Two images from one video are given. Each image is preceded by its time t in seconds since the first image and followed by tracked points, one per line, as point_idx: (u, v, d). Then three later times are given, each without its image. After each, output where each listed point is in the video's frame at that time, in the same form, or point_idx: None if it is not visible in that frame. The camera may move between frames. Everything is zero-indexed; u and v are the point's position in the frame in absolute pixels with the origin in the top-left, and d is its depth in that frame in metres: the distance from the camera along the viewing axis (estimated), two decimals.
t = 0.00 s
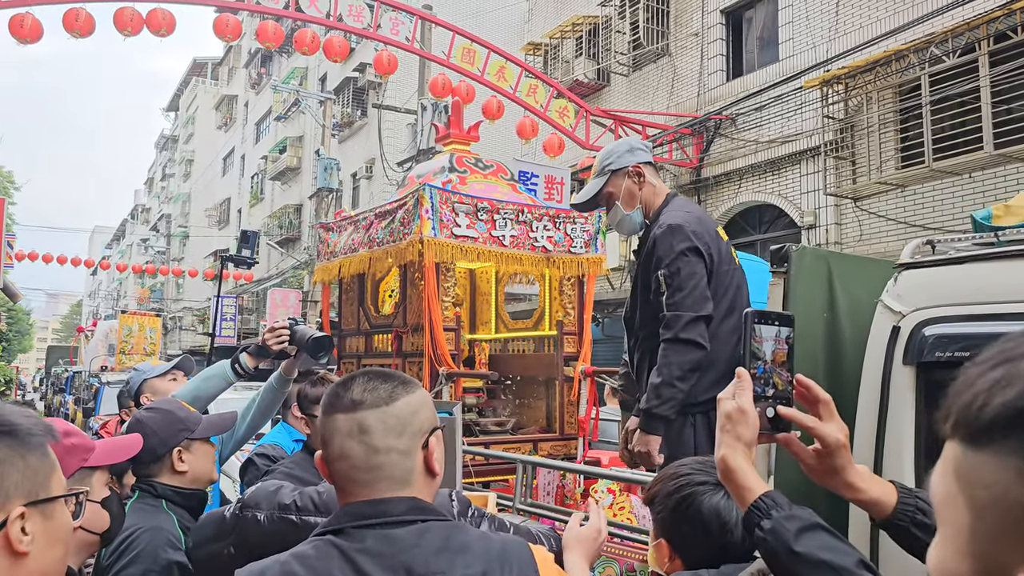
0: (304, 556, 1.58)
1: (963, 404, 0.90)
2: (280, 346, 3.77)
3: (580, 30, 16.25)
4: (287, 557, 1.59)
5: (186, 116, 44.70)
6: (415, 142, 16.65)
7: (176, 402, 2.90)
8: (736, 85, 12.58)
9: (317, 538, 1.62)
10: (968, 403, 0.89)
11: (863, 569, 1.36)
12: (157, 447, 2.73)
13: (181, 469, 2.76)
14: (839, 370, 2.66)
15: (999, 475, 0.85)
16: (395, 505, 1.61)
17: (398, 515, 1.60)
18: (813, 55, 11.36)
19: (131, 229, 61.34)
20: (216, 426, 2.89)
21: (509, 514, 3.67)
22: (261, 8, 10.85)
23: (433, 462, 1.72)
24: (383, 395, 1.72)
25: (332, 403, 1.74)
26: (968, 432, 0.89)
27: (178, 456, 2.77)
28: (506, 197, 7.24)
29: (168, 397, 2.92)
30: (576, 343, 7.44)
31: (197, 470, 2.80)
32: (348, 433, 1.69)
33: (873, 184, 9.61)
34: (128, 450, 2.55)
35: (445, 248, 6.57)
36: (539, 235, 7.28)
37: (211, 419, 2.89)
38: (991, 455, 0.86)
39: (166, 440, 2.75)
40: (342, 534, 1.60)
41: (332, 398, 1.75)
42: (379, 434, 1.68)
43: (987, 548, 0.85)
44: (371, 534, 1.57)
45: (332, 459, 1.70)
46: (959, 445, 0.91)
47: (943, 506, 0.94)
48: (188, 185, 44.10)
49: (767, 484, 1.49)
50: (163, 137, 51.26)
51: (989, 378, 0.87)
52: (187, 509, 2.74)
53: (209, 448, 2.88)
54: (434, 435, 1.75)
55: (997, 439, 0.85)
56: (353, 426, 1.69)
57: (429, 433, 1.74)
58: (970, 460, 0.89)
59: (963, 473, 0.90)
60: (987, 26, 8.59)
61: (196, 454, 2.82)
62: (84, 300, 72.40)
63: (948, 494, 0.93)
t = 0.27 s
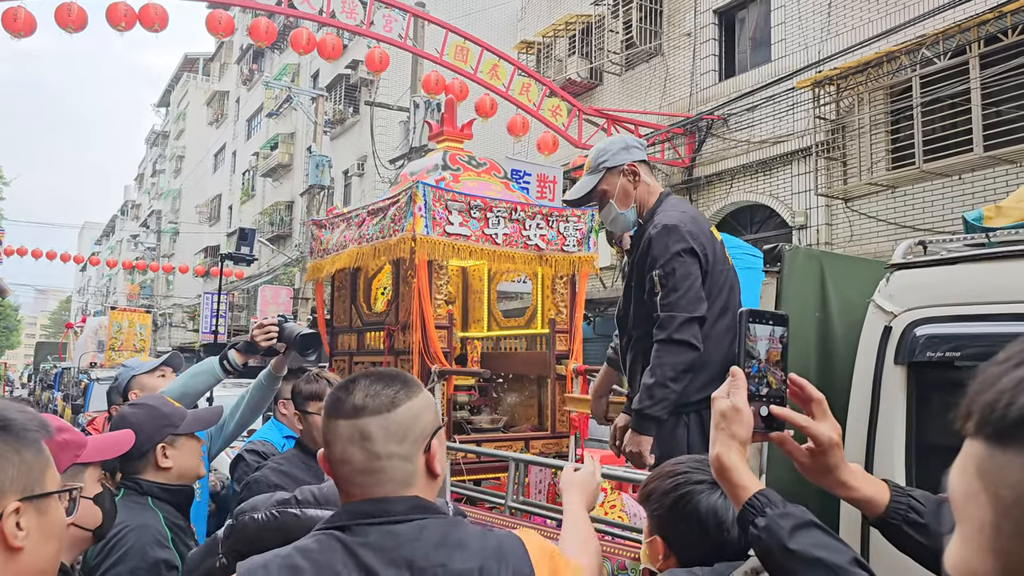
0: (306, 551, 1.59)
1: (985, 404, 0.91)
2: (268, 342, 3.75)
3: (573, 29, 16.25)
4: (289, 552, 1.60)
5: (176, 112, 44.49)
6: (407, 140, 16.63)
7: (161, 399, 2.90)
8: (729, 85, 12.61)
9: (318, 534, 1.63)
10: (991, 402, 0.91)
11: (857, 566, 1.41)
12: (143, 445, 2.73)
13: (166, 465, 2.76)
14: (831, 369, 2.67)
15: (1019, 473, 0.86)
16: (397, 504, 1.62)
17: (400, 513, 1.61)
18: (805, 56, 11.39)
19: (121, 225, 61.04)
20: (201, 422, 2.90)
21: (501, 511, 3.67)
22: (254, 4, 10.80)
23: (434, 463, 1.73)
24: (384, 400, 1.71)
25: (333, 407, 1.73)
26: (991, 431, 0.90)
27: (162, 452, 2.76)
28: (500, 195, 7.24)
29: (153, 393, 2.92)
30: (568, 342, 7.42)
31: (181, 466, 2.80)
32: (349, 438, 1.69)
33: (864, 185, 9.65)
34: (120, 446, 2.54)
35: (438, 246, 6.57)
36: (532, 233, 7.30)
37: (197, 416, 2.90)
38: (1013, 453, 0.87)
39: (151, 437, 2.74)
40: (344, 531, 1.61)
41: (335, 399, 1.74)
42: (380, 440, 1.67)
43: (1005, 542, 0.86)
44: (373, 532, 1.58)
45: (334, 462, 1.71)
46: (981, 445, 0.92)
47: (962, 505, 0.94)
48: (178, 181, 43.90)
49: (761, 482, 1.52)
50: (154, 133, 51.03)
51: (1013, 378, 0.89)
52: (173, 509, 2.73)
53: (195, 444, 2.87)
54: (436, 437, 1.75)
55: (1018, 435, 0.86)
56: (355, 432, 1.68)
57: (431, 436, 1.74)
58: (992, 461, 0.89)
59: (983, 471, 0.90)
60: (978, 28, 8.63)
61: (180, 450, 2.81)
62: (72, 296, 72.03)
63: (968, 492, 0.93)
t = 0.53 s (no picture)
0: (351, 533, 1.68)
1: (988, 404, 0.94)
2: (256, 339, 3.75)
3: (567, 26, 16.24)
4: (334, 535, 1.70)
5: (168, 106, 44.27)
6: (400, 136, 16.59)
7: (151, 396, 2.88)
8: (722, 83, 12.64)
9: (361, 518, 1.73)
10: (993, 402, 0.93)
11: (849, 564, 1.42)
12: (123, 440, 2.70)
13: (143, 464, 2.73)
14: (823, 368, 2.68)
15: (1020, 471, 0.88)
16: (436, 497, 1.72)
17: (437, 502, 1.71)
18: (798, 55, 11.42)
19: (111, 219, 60.74)
20: (189, 426, 2.87)
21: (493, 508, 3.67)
22: None
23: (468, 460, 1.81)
24: (418, 406, 1.75)
25: (371, 409, 1.77)
26: (992, 430, 0.92)
27: (140, 450, 2.73)
28: (493, 192, 7.24)
29: (145, 389, 2.91)
30: (561, 338, 7.50)
31: (158, 468, 2.77)
32: (387, 441, 1.73)
33: (856, 184, 9.68)
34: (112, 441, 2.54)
35: (431, 243, 6.57)
36: (525, 231, 7.31)
37: (185, 421, 2.86)
38: (1013, 452, 0.89)
39: (132, 434, 2.72)
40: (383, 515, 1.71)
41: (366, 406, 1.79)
42: (418, 443, 1.73)
43: (1006, 539, 0.88)
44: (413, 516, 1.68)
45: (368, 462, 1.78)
46: (981, 444, 0.94)
47: (961, 503, 0.96)
48: (169, 176, 43.72)
49: (754, 479, 1.53)
50: (145, 127, 50.79)
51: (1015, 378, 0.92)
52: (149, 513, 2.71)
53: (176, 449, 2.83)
54: (468, 438, 1.83)
55: (1020, 436, 0.89)
56: (393, 436, 1.73)
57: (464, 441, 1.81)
58: (994, 461, 0.91)
59: (982, 469, 0.93)
60: (970, 29, 8.67)
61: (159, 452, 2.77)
62: (62, 291, 71.68)
63: (969, 491, 0.95)
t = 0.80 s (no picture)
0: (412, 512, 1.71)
1: (982, 394, 0.96)
2: (249, 333, 3.75)
3: (563, 21, 16.22)
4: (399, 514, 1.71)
5: (162, 99, 44.12)
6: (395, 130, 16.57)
7: (127, 390, 2.84)
8: (717, 79, 12.65)
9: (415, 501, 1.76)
10: (988, 392, 0.95)
11: (846, 555, 1.44)
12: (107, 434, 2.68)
13: (130, 458, 2.71)
14: (817, 363, 2.70)
15: (1015, 460, 0.90)
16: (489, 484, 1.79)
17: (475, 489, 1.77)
18: (794, 51, 11.44)
19: (105, 213, 60.53)
20: (171, 411, 2.83)
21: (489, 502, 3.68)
22: None
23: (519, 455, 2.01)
24: (482, 403, 1.83)
25: (435, 401, 1.84)
26: (986, 419, 0.95)
27: (126, 445, 2.70)
28: (489, 186, 7.24)
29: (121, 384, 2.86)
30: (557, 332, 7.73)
31: (148, 459, 2.75)
32: (451, 434, 1.81)
33: (851, 180, 9.71)
34: (105, 433, 2.53)
35: (428, 237, 6.57)
36: (521, 226, 7.32)
37: (166, 405, 2.82)
38: (1008, 440, 0.91)
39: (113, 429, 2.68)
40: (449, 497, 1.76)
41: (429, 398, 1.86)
42: (480, 438, 1.80)
43: (999, 528, 0.90)
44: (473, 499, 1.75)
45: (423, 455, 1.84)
46: (975, 434, 0.97)
47: (953, 491, 0.99)
48: (163, 169, 43.60)
49: (752, 471, 1.55)
50: (139, 120, 50.61)
51: (1008, 370, 0.95)
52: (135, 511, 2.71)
53: (163, 436, 2.80)
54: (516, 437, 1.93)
55: (1015, 426, 0.91)
56: (458, 430, 1.80)
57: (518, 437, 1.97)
58: (987, 449, 0.94)
59: (977, 458, 0.95)
60: (965, 26, 8.69)
61: (146, 443, 2.74)
62: (55, 284, 71.47)
63: (962, 479, 0.97)
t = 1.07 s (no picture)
0: (440, 498, 1.68)
1: (969, 383, 0.97)
2: (244, 326, 3.75)
3: (562, 16, 16.19)
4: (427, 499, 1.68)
5: (159, 93, 44.02)
6: (394, 124, 16.54)
7: (122, 384, 2.84)
8: (716, 75, 12.64)
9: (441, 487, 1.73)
10: (975, 381, 0.96)
11: (840, 547, 1.49)
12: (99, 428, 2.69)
13: (126, 451, 2.71)
14: (816, 360, 2.70)
15: (1002, 447, 0.91)
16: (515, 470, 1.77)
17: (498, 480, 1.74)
18: (792, 47, 11.43)
19: (103, 207, 60.42)
20: (167, 404, 2.83)
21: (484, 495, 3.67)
22: None
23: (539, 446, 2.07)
24: (516, 390, 1.79)
25: (467, 386, 1.78)
26: (974, 408, 0.95)
27: (122, 438, 2.70)
28: (488, 180, 7.24)
29: (113, 378, 2.86)
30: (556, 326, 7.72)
31: (144, 451, 2.74)
32: (487, 420, 1.75)
33: (848, 176, 9.72)
34: (100, 427, 2.53)
35: (427, 231, 6.56)
36: (520, 220, 7.34)
37: (161, 398, 2.83)
38: (994, 428, 0.92)
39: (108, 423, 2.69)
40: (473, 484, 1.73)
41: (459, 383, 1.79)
42: (515, 423, 1.76)
43: (989, 515, 0.90)
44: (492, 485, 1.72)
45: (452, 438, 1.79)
46: (962, 422, 0.97)
47: (943, 483, 0.99)
48: (161, 163, 43.52)
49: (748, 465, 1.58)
50: (136, 114, 50.51)
51: (995, 359, 0.95)
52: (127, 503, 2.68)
53: (159, 429, 2.80)
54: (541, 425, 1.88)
55: (1001, 413, 0.92)
56: (493, 417, 1.75)
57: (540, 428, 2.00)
58: (975, 437, 0.94)
59: (965, 447, 0.96)
60: (964, 22, 8.69)
61: (142, 436, 2.75)
62: (52, 278, 71.46)
63: (951, 469, 0.98)
